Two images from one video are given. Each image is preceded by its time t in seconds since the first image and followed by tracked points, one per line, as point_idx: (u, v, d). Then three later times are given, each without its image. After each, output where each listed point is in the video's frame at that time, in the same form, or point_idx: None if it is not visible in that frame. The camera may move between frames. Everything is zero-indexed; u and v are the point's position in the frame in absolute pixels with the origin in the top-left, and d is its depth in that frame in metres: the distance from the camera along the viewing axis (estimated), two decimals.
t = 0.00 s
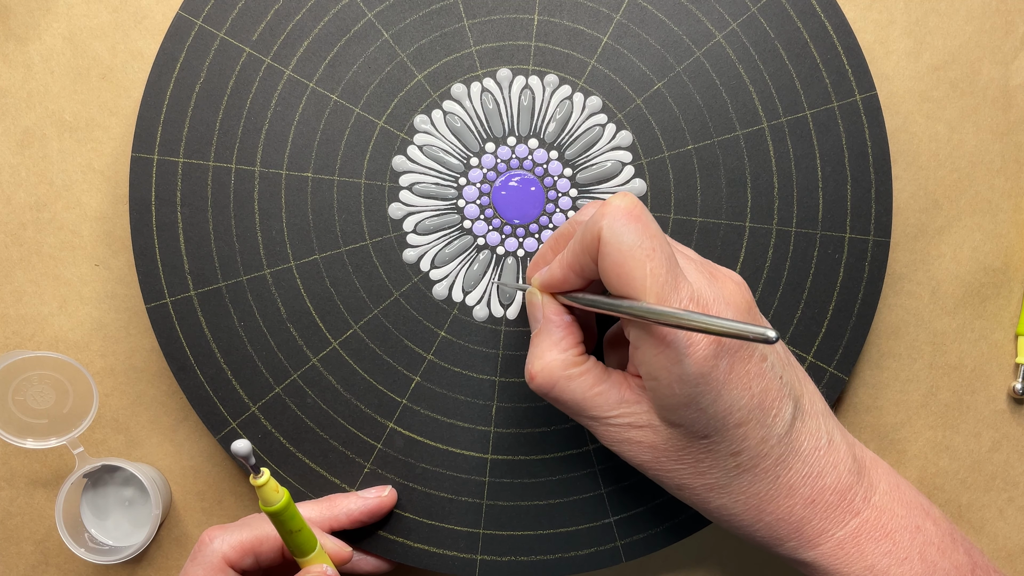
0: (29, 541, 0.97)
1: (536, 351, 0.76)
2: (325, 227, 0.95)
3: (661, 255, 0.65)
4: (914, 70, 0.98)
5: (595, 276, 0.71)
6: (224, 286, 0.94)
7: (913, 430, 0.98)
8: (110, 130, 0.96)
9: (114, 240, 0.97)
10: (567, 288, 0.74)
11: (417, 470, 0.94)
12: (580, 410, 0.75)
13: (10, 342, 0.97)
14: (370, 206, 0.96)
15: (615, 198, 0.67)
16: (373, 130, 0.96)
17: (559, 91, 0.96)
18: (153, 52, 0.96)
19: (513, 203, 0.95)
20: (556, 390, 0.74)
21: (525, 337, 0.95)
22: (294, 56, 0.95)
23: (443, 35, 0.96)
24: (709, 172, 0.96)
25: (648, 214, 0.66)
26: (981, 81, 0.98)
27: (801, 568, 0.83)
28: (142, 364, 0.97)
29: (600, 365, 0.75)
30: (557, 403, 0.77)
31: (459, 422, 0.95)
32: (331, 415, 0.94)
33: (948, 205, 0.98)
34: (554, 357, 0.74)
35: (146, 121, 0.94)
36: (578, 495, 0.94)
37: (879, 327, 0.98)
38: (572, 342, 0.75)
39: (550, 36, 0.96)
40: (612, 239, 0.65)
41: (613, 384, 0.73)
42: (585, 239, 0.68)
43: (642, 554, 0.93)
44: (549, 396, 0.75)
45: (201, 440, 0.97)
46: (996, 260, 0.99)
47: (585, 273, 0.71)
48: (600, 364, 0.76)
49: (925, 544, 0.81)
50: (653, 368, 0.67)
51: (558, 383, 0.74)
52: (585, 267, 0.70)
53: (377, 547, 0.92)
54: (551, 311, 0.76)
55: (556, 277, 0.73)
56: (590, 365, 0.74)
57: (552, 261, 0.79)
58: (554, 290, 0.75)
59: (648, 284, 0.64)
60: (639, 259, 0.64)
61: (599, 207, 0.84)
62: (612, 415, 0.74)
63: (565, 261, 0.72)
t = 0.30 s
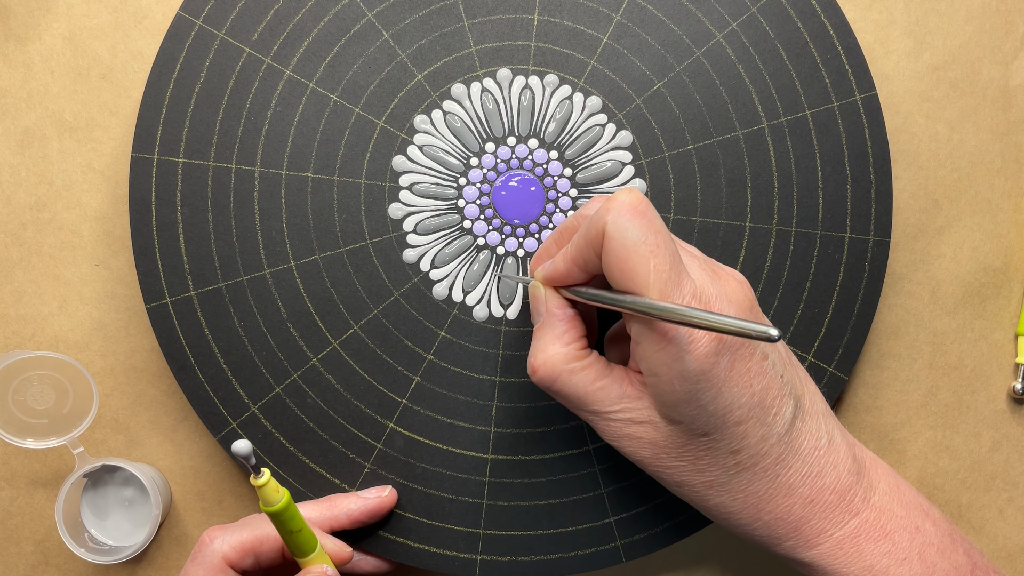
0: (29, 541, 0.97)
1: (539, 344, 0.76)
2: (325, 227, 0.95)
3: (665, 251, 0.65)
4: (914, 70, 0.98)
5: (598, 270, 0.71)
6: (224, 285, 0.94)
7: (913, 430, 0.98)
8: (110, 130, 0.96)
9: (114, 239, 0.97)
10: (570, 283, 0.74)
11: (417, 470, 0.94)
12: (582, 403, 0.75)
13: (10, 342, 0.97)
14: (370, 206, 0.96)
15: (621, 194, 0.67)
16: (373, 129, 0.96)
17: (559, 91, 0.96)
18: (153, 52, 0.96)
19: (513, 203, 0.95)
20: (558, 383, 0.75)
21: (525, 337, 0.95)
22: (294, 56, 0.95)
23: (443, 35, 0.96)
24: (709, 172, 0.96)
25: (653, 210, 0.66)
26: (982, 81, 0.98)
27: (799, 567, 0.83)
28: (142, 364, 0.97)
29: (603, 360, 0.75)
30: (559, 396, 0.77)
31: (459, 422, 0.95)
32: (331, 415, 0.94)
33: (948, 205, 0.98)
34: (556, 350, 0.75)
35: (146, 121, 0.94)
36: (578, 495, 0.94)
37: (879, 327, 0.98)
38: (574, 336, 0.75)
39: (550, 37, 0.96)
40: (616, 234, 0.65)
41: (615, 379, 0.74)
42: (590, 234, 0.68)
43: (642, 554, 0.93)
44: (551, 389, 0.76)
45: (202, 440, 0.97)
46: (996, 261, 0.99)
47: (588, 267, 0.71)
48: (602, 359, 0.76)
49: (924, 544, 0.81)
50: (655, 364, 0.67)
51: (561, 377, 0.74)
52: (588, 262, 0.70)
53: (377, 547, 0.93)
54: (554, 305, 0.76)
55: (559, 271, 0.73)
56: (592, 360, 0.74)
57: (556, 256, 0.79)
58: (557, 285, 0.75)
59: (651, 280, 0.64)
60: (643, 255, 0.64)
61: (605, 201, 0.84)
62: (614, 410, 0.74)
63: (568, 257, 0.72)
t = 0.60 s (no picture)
0: (29, 541, 0.97)
1: (544, 339, 0.76)
2: (325, 227, 0.95)
3: (674, 249, 0.65)
4: (914, 70, 0.98)
5: (605, 267, 0.71)
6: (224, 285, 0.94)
7: (913, 430, 0.98)
8: (109, 130, 0.96)
9: (114, 239, 0.97)
10: (576, 278, 0.74)
11: (417, 470, 0.94)
12: (586, 400, 0.75)
13: (10, 342, 0.97)
14: (370, 206, 0.96)
15: (630, 189, 0.66)
16: (373, 129, 0.96)
17: (559, 91, 0.96)
18: (153, 52, 0.96)
19: (513, 203, 0.95)
20: (563, 379, 0.75)
21: (525, 337, 0.95)
22: (294, 56, 0.95)
23: (443, 35, 0.96)
24: (709, 172, 0.96)
25: (663, 207, 0.66)
26: (982, 81, 0.98)
27: (801, 567, 0.83)
28: (142, 364, 0.97)
29: (608, 357, 0.75)
30: (564, 393, 0.77)
31: (459, 422, 0.95)
32: (331, 415, 0.94)
33: (948, 205, 0.98)
34: (562, 345, 0.75)
35: (146, 121, 0.94)
36: (578, 495, 0.94)
37: (879, 327, 0.98)
38: (580, 332, 0.75)
39: (550, 36, 0.96)
40: (626, 230, 0.65)
41: (620, 377, 0.74)
42: (598, 229, 0.68)
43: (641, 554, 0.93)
44: (556, 385, 0.76)
45: (202, 440, 0.97)
46: (997, 261, 0.99)
47: (594, 264, 0.71)
48: (608, 356, 0.76)
49: (924, 544, 0.81)
50: (661, 362, 0.67)
51: (566, 373, 0.74)
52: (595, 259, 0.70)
53: (377, 547, 0.93)
54: (560, 300, 0.76)
55: (565, 266, 0.73)
56: (598, 357, 0.75)
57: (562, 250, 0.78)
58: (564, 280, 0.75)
59: (659, 278, 0.64)
60: (652, 252, 0.64)
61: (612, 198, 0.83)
62: (618, 407, 0.74)
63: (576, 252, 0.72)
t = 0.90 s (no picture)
0: (29, 541, 0.97)
1: (529, 370, 0.76)
2: (325, 227, 0.95)
3: (646, 271, 0.65)
4: (914, 70, 0.98)
5: (582, 293, 0.71)
6: (224, 285, 0.94)
7: (913, 430, 0.98)
8: (110, 130, 0.96)
9: (114, 239, 0.97)
10: (556, 307, 0.74)
11: (417, 470, 0.94)
12: (575, 427, 0.75)
13: (10, 342, 0.97)
14: (370, 206, 0.96)
15: (598, 215, 0.66)
16: (373, 129, 0.96)
17: (559, 91, 0.96)
18: (153, 52, 0.96)
19: (513, 203, 0.95)
20: (550, 409, 0.75)
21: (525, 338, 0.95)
22: (294, 56, 0.95)
23: (443, 35, 0.96)
24: (709, 172, 0.96)
25: (632, 229, 0.66)
26: (982, 81, 0.98)
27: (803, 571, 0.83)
28: (142, 364, 0.97)
29: (593, 381, 0.75)
30: (552, 421, 0.77)
31: (459, 422, 0.95)
32: (331, 415, 0.94)
33: (948, 205, 0.98)
34: (547, 374, 0.75)
35: (146, 120, 0.94)
36: (577, 496, 0.94)
37: (879, 327, 0.98)
38: (564, 360, 0.75)
39: (550, 36, 0.96)
40: (597, 257, 0.65)
41: (606, 401, 0.73)
42: (570, 258, 0.68)
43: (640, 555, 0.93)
44: (543, 414, 0.76)
45: (202, 440, 0.97)
46: (997, 261, 0.99)
47: (572, 291, 0.71)
48: (593, 380, 0.76)
49: (924, 546, 0.81)
50: (647, 384, 0.67)
51: (552, 402, 0.74)
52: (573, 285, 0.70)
53: (377, 547, 0.93)
54: (543, 329, 0.76)
55: (544, 296, 0.73)
56: (583, 383, 0.74)
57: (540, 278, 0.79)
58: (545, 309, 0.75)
59: (635, 302, 0.64)
60: (625, 277, 0.64)
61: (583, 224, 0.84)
62: (608, 431, 0.74)
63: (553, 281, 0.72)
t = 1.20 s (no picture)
0: (29, 541, 0.97)
1: (528, 375, 0.76)
2: (325, 228, 0.95)
3: (644, 276, 0.65)
4: (914, 70, 0.98)
5: (580, 297, 0.71)
6: (224, 285, 0.94)
7: (913, 430, 0.99)
8: (110, 130, 0.96)
9: (114, 239, 0.97)
10: (554, 311, 0.74)
11: (417, 470, 0.94)
12: (573, 431, 0.75)
13: (10, 342, 0.97)
14: (370, 206, 0.96)
15: (595, 219, 0.66)
16: (373, 129, 0.96)
17: (559, 91, 0.96)
18: (153, 52, 0.96)
19: (513, 203, 0.95)
20: (549, 413, 0.75)
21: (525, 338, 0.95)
22: (294, 56, 0.95)
23: (443, 35, 0.96)
24: (709, 172, 0.96)
25: (629, 233, 0.66)
26: (982, 81, 0.98)
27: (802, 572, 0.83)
28: (142, 364, 0.97)
29: (592, 385, 0.75)
30: (551, 425, 0.77)
31: (458, 422, 0.95)
32: (331, 415, 0.94)
33: (948, 205, 0.98)
34: (546, 378, 0.75)
35: (146, 120, 0.94)
36: (577, 496, 0.94)
37: (879, 327, 0.98)
38: (562, 364, 0.75)
39: (550, 36, 0.96)
40: (593, 263, 0.65)
41: (604, 405, 0.73)
42: (568, 262, 0.68)
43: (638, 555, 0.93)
44: (542, 419, 0.76)
45: (202, 440, 0.97)
46: (997, 260, 0.99)
47: (570, 295, 0.71)
48: (592, 384, 0.76)
49: (923, 547, 0.81)
50: (645, 388, 0.67)
51: (551, 406, 0.74)
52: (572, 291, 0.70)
53: (377, 547, 0.93)
54: (541, 333, 0.77)
55: (542, 300, 0.73)
56: (582, 387, 0.74)
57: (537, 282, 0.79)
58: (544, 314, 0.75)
59: (633, 307, 0.64)
60: (623, 281, 0.64)
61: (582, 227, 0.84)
62: (607, 435, 0.74)
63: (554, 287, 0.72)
